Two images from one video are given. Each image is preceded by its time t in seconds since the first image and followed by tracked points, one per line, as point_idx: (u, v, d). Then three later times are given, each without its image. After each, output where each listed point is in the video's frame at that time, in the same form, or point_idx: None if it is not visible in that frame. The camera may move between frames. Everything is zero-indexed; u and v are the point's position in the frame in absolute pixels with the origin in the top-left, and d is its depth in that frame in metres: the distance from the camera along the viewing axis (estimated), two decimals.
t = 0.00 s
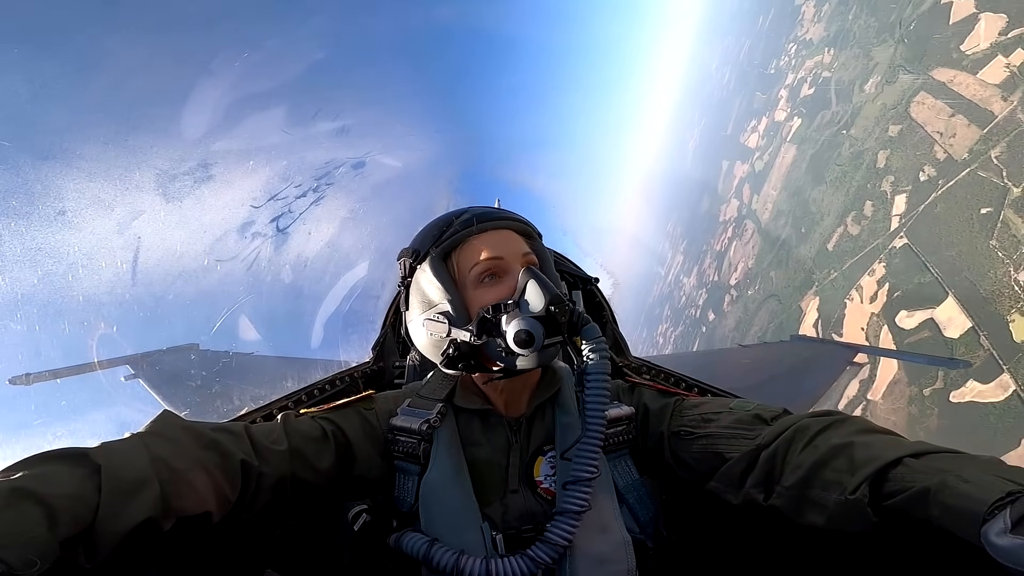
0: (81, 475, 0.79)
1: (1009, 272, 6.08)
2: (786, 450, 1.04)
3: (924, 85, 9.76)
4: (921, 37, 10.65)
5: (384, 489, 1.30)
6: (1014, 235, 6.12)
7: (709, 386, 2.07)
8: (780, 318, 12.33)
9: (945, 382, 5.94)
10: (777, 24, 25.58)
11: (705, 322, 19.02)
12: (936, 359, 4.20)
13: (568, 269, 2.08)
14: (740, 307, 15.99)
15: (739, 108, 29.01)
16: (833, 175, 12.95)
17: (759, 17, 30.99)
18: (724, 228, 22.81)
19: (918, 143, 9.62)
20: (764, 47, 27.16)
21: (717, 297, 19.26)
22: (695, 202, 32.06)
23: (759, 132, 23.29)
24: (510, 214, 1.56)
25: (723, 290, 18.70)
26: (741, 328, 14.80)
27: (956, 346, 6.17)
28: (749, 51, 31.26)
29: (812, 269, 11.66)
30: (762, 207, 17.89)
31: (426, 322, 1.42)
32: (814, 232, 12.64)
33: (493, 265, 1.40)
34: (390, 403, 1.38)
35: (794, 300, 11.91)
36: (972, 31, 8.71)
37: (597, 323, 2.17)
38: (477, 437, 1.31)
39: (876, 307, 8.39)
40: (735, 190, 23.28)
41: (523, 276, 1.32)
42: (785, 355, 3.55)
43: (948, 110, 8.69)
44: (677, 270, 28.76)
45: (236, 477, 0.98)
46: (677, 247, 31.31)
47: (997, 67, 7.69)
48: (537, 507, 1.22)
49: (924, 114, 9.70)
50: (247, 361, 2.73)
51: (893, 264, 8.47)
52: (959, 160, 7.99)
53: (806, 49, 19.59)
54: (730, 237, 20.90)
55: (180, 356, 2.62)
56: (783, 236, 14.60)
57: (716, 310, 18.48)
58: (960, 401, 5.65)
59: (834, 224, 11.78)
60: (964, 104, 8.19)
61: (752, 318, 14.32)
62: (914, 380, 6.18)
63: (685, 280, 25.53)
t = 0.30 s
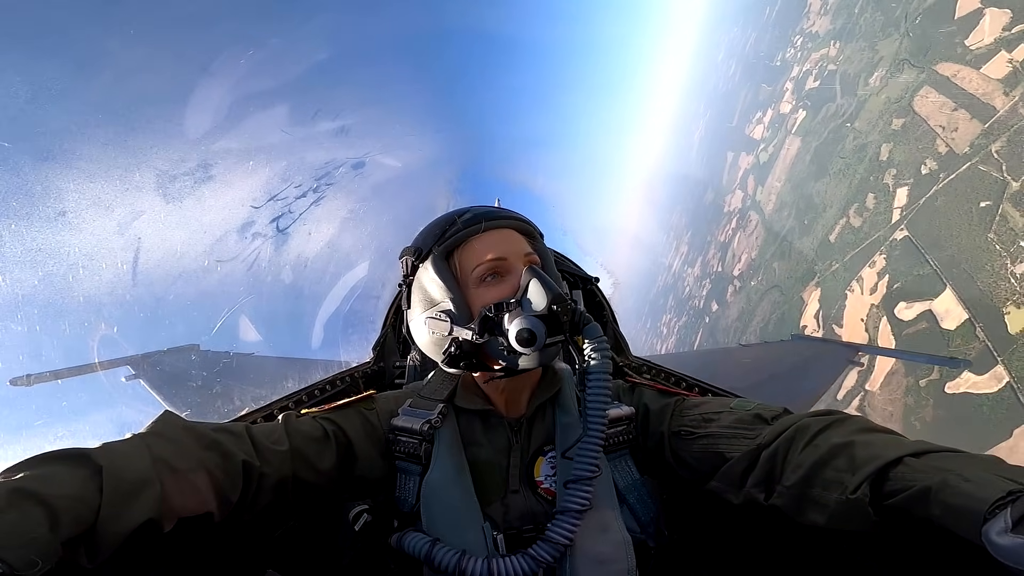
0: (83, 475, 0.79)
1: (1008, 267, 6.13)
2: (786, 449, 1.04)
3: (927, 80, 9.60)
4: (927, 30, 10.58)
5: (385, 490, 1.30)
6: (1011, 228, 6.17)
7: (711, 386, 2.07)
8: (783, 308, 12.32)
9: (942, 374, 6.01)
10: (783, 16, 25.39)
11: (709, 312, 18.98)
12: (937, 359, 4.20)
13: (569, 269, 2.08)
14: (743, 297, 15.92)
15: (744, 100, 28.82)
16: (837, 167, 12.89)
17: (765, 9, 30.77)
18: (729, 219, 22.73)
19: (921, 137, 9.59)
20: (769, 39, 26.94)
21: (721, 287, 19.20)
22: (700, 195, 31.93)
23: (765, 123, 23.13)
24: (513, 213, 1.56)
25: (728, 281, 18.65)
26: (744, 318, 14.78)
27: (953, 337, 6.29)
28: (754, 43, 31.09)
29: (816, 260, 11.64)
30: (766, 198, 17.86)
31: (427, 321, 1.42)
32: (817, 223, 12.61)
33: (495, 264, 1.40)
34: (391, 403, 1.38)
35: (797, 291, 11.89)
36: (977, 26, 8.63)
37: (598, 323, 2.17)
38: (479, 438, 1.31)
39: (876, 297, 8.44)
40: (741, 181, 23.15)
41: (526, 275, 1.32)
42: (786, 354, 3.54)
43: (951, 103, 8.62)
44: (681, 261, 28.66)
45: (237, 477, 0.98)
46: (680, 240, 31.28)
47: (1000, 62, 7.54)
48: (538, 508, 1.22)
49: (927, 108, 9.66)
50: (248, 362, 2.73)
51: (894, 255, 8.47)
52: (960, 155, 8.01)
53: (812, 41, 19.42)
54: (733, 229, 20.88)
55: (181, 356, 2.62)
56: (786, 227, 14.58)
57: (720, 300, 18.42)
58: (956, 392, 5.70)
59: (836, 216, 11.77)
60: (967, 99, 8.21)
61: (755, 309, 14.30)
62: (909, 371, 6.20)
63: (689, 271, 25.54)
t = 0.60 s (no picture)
0: (81, 472, 0.79)
1: (1005, 258, 6.14)
2: (785, 451, 1.04)
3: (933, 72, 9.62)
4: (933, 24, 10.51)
5: (385, 489, 1.30)
6: (1010, 221, 6.27)
7: (709, 386, 2.07)
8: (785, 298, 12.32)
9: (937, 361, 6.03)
10: (791, 7, 25.20)
11: (712, 301, 18.99)
12: (938, 361, 4.18)
13: (569, 269, 2.08)
14: (745, 287, 15.92)
15: (750, 91, 28.60)
16: (842, 159, 12.85)
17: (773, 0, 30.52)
18: (733, 209, 22.67)
19: (924, 130, 9.57)
20: (776, 31, 26.75)
21: (724, 277, 19.21)
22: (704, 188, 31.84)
23: (771, 115, 22.99)
24: (517, 214, 1.56)
25: (731, 271, 18.65)
26: (745, 308, 14.80)
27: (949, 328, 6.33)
28: (762, 34, 30.91)
29: (818, 250, 11.66)
30: (771, 189, 17.83)
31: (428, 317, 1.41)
32: (820, 214, 12.62)
33: (499, 264, 1.41)
34: (391, 402, 1.38)
35: (798, 281, 11.89)
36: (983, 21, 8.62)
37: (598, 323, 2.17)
38: (478, 438, 1.31)
39: (876, 288, 8.33)
40: (746, 172, 23.07)
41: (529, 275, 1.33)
42: (785, 356, 3.54)
43: (954, 97, 8.71)
44: (685, 252, 28.62)
45: (236, 476, 0.98)
46: (684, 232, 31.27)
47: (1004, 57, 7.60)
48: (537, 508, 1.22)
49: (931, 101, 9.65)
50: (248, 360, 2.72)
51: (895, 246, 8.42)
52: (961, 147, 8.10)
53: (819, 33, 19.25)
54: (738, 219, 20.87)
55: (180, 354, 2.61)
56: (790, 218, 14.58)
57: (722, 290, 18.43)
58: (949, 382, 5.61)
59: (839, 207, 11.77)
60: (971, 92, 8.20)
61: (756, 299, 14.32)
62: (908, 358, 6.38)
63: (694, 261, 25.55)
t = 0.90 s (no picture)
0: (81, 469, 0.79)
1: (1001, 249, 6.14)
2: (783, 449, 1.04)
3: (937, 64, 9.57)
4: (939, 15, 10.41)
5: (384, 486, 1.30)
6: (1008, 213, 6.32)
7: (709, 384, 2.07)
8: (786, 286, 12.35)
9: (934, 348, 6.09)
10: None
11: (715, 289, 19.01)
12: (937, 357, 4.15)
13: (571, 265, 2.08)
14: (748, 276, 15.94)
15: (756, 81, 28.43)
16: (846, 149, 12.79)
17: None
18: (738, 199, 22.62)
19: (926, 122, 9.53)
20: (783, 20, 26.51)
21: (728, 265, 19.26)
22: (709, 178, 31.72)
23: (776, 105, 22.87)
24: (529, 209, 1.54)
25: (733, 259, 18.67)
26: (748, 296, 14.84)
27: (946, 316, 6.32)
28: (768, 24, 30.63)
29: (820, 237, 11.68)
30: (775, 178, 17.82)
31: (447, 313, 1.37)
32: (823, 204, 12.65)
33: (521, 262, 1.39)
34: (390, 398, 1.38)
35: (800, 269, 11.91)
36: (989, 14, 8.53)
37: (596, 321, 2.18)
38: (478, 434, 1.31)
39: (876, 278, 8.38)
40: (751, 161, 22.95)
41: (555, 277, 1.32)
42: (783, 354, 3.54)
43: (957, 89, 8.59)
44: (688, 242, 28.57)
45: (235, 472, 0.99)
46: (688, 221, 31.23)
47: (1007, 50, 7.60)
48: (537, 505, 1.22)
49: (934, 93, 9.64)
50: (247, 357, 2.73)
51: (896, 236, 8.48)
52: (963, 140, 7.96)
53: (826, 23, 19.03)
54: (743, 208, 20.86)
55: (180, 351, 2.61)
56: (793, 207, 14.58)
57: (725, 279, 18.46)
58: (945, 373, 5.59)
59: (842, 196, 11.83)
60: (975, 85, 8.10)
61: (758, 287, 14.37)
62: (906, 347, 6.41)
63: (699, 250, 25.59)
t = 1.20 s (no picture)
0: (82, 468, 0.79)
1: (999, 239, 6.10)
2: (784, 447, 1.04)
3: (943, 55, 9.52)
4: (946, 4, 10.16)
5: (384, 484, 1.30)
6: (1006, 203, 6.30)
7: (710, 381, 2.07)
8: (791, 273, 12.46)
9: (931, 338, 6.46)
10: None
11: (720, 275, 19.13)
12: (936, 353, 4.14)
13: (572, 263, 2.08)
14: (752, 263, 16.04)
15: (762, 70, 28.30)
16: (852, 139, 12.78)
17: None
18: (743, 186, 22.63)
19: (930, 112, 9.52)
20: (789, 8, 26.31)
21: (733, 251, 19.38)
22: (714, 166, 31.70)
23: (782, 92, 22.75)
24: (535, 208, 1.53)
25: (738, 246, 18.78)
26: (751, 282, 14.95)
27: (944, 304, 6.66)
28: (774, 12, 30.44)
29: (824, 224, 11.82)
30: (780, 166, 17.88)
31: (450, 314, 1.36)
32: (827, 192, 12.77)
33: (527, 264, 1.38)
34: (389, 396, 1.38)
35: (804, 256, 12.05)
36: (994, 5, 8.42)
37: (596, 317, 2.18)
38: (477, 432, 1.31)
39: (876, 265, 8.69)
40: (757, 149, 22.91)
41: (562, 281, 1.32)
42: (783, 352, 3.54)
43: (960, 80, 8.65)
44: (693, 230, 28.64)
45: (236, 470, 0.99)
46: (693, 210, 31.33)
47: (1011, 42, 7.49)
48: (537, 502, 1.22)
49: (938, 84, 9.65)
50: (248, 356, 2.72)
51: (896, 225, 8.72)
52: (964, 130, 8.00)
53: (833, 12, 18.86)
54: (748, 195, 20.96)
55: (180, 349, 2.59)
56: (798, 194, 14.64)
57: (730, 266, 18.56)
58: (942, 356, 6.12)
59: (846, 182, 12.01)
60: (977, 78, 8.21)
61: (762, 274, 14.47)
62: (905, 334, 6.89)
63: (704, 236, 25.73)
